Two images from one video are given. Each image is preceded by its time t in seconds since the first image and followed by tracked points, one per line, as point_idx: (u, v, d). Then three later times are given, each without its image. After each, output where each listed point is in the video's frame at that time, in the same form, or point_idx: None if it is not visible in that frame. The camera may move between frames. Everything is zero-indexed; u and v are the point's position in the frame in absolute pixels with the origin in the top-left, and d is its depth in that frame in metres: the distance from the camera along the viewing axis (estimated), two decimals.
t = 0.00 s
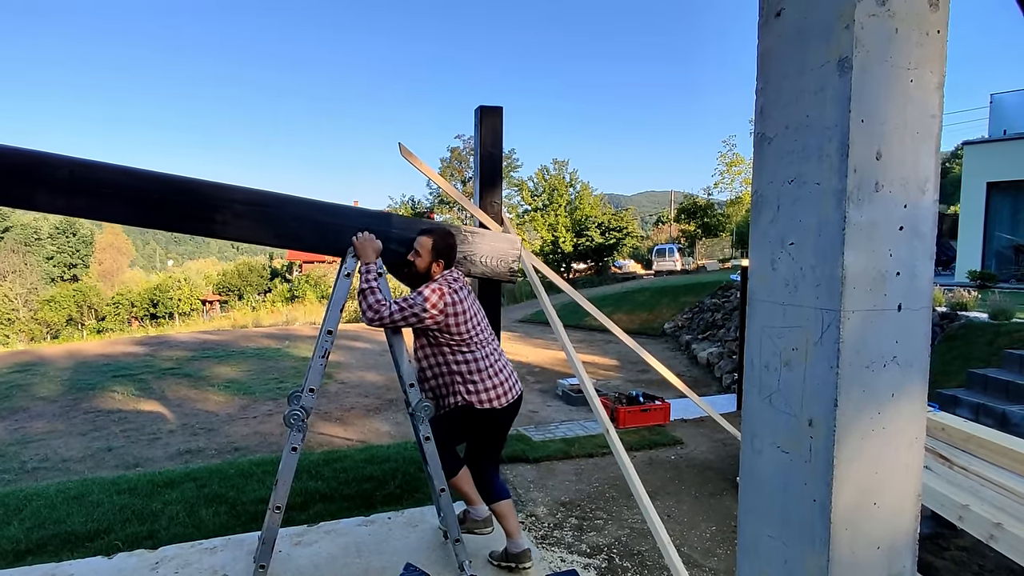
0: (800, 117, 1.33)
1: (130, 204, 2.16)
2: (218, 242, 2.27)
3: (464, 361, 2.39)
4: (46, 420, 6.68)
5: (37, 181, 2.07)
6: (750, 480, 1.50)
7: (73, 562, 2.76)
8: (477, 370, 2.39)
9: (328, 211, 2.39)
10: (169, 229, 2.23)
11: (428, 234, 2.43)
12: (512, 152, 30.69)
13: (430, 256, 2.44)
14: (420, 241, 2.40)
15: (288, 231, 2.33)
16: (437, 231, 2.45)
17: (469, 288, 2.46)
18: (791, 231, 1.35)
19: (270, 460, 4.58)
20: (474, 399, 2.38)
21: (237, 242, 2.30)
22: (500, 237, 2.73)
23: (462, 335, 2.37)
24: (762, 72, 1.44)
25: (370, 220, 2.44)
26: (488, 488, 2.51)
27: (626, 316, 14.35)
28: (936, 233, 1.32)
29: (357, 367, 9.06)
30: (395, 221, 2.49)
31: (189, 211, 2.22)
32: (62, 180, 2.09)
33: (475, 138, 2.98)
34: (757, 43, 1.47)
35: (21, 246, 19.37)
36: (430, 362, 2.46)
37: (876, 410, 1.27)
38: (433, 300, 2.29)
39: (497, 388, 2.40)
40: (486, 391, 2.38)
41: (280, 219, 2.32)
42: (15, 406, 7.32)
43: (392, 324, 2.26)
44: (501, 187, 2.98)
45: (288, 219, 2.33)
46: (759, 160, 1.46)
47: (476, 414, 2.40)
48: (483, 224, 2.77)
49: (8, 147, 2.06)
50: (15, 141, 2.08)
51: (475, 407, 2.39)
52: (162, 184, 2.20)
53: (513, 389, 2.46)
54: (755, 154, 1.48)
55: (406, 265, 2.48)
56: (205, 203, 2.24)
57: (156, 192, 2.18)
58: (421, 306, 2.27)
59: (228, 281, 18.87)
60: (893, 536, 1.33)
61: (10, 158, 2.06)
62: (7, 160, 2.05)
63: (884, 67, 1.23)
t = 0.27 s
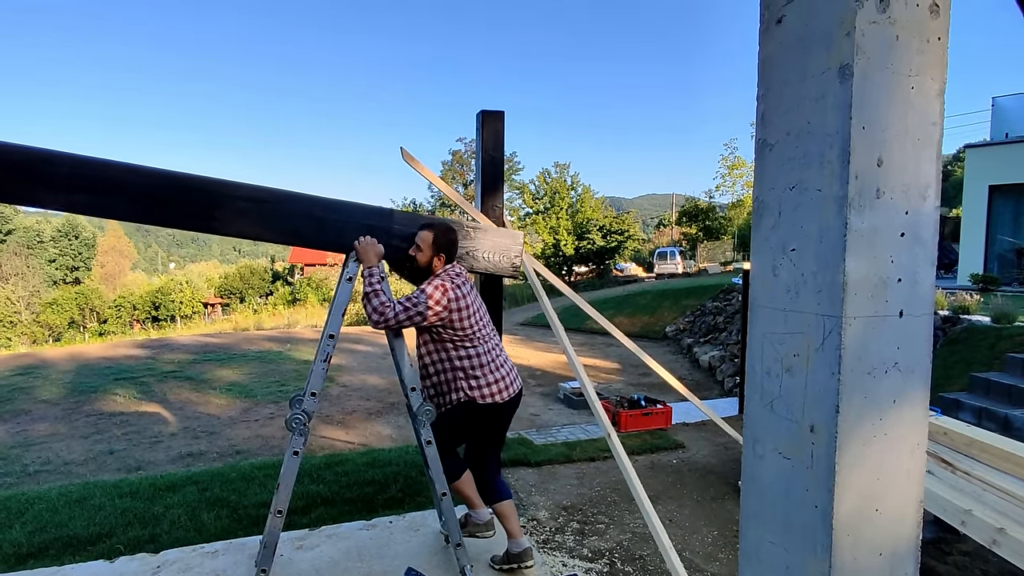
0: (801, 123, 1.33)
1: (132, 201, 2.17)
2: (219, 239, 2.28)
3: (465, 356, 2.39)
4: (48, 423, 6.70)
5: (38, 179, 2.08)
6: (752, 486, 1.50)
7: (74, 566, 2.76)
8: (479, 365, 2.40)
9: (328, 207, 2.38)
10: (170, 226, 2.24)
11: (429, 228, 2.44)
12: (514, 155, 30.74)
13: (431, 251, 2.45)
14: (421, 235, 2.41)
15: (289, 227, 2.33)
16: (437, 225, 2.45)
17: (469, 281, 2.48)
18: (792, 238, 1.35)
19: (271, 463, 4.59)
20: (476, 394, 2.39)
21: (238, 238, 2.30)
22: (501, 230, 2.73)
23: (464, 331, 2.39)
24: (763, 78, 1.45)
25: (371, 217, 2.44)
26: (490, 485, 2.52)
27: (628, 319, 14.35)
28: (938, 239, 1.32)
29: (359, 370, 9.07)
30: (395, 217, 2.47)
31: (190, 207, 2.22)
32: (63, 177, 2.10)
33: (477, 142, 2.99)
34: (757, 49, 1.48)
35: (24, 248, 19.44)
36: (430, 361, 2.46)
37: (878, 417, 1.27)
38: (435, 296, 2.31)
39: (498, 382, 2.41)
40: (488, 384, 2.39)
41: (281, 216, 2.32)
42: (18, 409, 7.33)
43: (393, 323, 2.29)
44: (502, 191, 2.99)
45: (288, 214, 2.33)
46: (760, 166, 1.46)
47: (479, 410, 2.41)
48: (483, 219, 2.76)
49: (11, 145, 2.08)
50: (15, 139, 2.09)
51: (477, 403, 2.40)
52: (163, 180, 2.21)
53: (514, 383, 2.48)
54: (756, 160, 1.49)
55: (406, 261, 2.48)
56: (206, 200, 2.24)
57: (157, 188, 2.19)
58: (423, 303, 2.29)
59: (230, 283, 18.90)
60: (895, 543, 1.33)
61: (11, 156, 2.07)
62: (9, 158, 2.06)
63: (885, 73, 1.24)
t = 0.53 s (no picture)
0: (805, 129, 1.33)
1: (140, 180, 2.12)
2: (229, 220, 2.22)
3: (464, 340, 2.42)
4: (50, 425, 6.70)
5: (46, 160, 2.03)
6: (755, 491, 1.50)
7: (77, 569, 2.76)
8: (478, 347, 2.43)
9: (339, 187, 2.33)
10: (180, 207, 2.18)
11: (432, 203, 2.43)
12: (516, 159, 30.74)
13: (435, 226, 2.44)
14: (426, 208, 2.41)
15: (300, 209, 2.29)
16: (439, 199, 2.45)
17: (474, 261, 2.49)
18: (797, 243, 1.35)
19: (273, 466, 4.59)
20: (476, 377, 2.41)
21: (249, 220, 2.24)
22: (506, 208, 2.72)
23: (466, 310, 2.40)
24: (767, 84, 1.45)
25: (383, 196, 2.40)
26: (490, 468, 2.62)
27: (630, 322, 14.33)
28: (942, 245, 1.32)
29: (361, 373, 9.07)
30: (407, 197, 2.44)
31: (197, 187, 2.17)
32: (72, 159, 2.06)
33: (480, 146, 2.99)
34: (761, 54, 1.48)
35: (27, 251, 19.51)
36: (427, 346, 2.47)
37: (883, 422, 1.27)
38: (440, 275, 2.30)
39: (498, 365, 2.45)
40: (487, 366, 2.42)
41: (291, 197, 2.27)
42: (20, 411, 7.34)
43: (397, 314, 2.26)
44: (505, 195, 2.98)
45: (298, 195, 2.28)
46: (764, 171, 1.46)
47: (479, 399, 2.43)
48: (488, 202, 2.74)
49: (17, 126, 2.03)
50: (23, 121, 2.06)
51: (476, 385, 2.41)
52: (172, 160, 2.15)
53: (512, 365, 2.52)
54: (760, 165, 1.49)
55: (410, 238, 2.47)
56: (214, 180, 2.18)
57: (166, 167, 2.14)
58: (428, 284, 2.27)
59: (232, 286, 18.91)
60: (900, 550, 1.33)
61: (18, 137, 2.03)
62: (16, 139, 2.02)
63: (889, 80, 1.24)
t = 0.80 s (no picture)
0: (810, 135, 1.33)
1: (150, 164, 2.10)
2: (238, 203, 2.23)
3: (459, 328, 2.43)
4: (53, 427, 6.71)
5: (56, 145, 2.01)
6: (760, 496, 1.50)
7: (80, 572, 2.76)
8: (476, 333, 2.46)
9: (342, 170, 2.37)
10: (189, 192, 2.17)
11: (436, 181, 2.47)
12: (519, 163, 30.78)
13: (439, 205, 2.48)
14: (431, 187, 2.45)
15: (305, 192, 2.31)
16: (444, 177, 2.50)
17: (479, 249, 2.53)
18: (802, 249, 1.35)
19: (276, 469, 4.59)
20: (470, 364, 2.44)
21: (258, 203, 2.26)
22: (506, 188, 2.79)
23: (466, 297, 2.43)
24: (772, 89, 1.45)
25: (387, 177, 2.44)
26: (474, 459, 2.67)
27: (632, 326, 14.31)
28: (949, 251, 1.32)
29: (363, 376, 9.07)
30: (410, 178, 2.49)
31: (208, 171, 2.17)
32: (80, 144, 2.04)
33: (483, 150, 2.99)
34: (767, 60, 1.48)
35: (31, 253, 19.57)
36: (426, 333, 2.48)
37: (888, 428, 1.27)
38: (442, 259, 2.34)
39: (489, 356, 2.46)
40: (478, 355, 2.44)
41: (298, 179, 2.30)
42: (24, 413, 7.35)
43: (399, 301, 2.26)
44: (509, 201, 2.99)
45: (306, 177, 2.31)
46: (770, 177, 1.46)
47: (474, 393, 2.47)
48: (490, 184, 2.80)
49: (21, 110, 1.98)
50: (25, 105, 2.02)
51: (466, 373, 2.44)
52: (180, 146, 2.14)
53: (503, 355, 2.53)
54: (766, 170, 1.49)
55: (415, 218, 2.51)
56: (223, 164, 2.19)
57: (175, 153, 2.13)
58: (429, 267, 2.32)
59: (235, 288, 18.94)
60: (907, 557, 1.32)
61: (23, 121, 1.98)
62: (20, 123, 1.98)
63: (895, 86, 1.24)
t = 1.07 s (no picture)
0: (817, 138, 1.33)
1: (154, 159, 2.11)
2: (242, 197, 2.24)
3: (461, 323, 2.45)
4: (57, 429, 6.72)
5: (61, 140, 2.00)
6: (767, 501, 1.49)
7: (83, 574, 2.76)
8: (477, 328, 2.48)
9: (346, 165, 2.39)
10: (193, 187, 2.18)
11: (441, 175, 2.49)
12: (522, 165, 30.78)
13: (443, 198, 2.49)
14: (435, 179, 2.47)
15: (310, 187, 2.32)
16: (448, 170, 2.51)
17: (481, 244, 2.55)
18: (809, 253, 1.35)
19: (279, 472, 4.59)
20: (471, 358, 2.46)
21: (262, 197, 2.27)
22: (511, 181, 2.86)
23: (469, 292, 2.45)
24: (779, 92, 1.45)
25: (390, 172, 2.47)
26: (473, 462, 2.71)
27: (635, 329, 14.29)
28: (956, 255, 1.31)
29: (366, 378, 9.07)
30: (414, 172, 2.52)
31: (212, 166, 2.18)
32: (85, 139, 2.04)
33: (487, 153, 3.00)
34: (773, 63, 1.48)
35: (35, 256, 19.65)
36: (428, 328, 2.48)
37: (897, 433, 1.26)
38: (446, 252, 2.34)
39: (488, 352, 2.49)
40: (476, 351, 2.47)
41: (302, 174, 2.31)
42: (28, 415, 7.36)
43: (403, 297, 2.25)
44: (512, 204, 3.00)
45: (309, 171, 2.32)
46: (776, 180, 1.46)
47: (475, 390, 2.50)
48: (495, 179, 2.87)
49: (24, 105, 1.98)
50: (27, 100, 2.01)
51: (465, 369, 2.47)
52: (185, 141, 2.16)
53: (501, 352, 2.56)
54: (772, 173, 1.48)
55: (419, 212, 2.52)
56: (228, 159, 2.20)
57: (179, 148, 2.14)
58: (431, 261, 2.32)
59: (238, 291, 18.97)
60: (915, 563, 1.32)
61: (27, 116, 1.97)
62: (24, 119, 1.97)
63: (903, 89, 1.23)
